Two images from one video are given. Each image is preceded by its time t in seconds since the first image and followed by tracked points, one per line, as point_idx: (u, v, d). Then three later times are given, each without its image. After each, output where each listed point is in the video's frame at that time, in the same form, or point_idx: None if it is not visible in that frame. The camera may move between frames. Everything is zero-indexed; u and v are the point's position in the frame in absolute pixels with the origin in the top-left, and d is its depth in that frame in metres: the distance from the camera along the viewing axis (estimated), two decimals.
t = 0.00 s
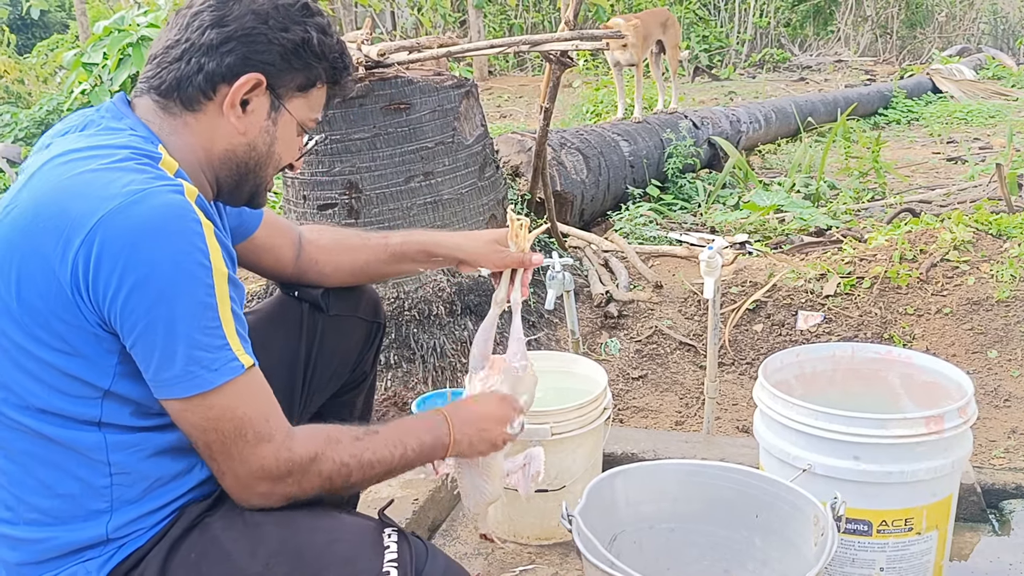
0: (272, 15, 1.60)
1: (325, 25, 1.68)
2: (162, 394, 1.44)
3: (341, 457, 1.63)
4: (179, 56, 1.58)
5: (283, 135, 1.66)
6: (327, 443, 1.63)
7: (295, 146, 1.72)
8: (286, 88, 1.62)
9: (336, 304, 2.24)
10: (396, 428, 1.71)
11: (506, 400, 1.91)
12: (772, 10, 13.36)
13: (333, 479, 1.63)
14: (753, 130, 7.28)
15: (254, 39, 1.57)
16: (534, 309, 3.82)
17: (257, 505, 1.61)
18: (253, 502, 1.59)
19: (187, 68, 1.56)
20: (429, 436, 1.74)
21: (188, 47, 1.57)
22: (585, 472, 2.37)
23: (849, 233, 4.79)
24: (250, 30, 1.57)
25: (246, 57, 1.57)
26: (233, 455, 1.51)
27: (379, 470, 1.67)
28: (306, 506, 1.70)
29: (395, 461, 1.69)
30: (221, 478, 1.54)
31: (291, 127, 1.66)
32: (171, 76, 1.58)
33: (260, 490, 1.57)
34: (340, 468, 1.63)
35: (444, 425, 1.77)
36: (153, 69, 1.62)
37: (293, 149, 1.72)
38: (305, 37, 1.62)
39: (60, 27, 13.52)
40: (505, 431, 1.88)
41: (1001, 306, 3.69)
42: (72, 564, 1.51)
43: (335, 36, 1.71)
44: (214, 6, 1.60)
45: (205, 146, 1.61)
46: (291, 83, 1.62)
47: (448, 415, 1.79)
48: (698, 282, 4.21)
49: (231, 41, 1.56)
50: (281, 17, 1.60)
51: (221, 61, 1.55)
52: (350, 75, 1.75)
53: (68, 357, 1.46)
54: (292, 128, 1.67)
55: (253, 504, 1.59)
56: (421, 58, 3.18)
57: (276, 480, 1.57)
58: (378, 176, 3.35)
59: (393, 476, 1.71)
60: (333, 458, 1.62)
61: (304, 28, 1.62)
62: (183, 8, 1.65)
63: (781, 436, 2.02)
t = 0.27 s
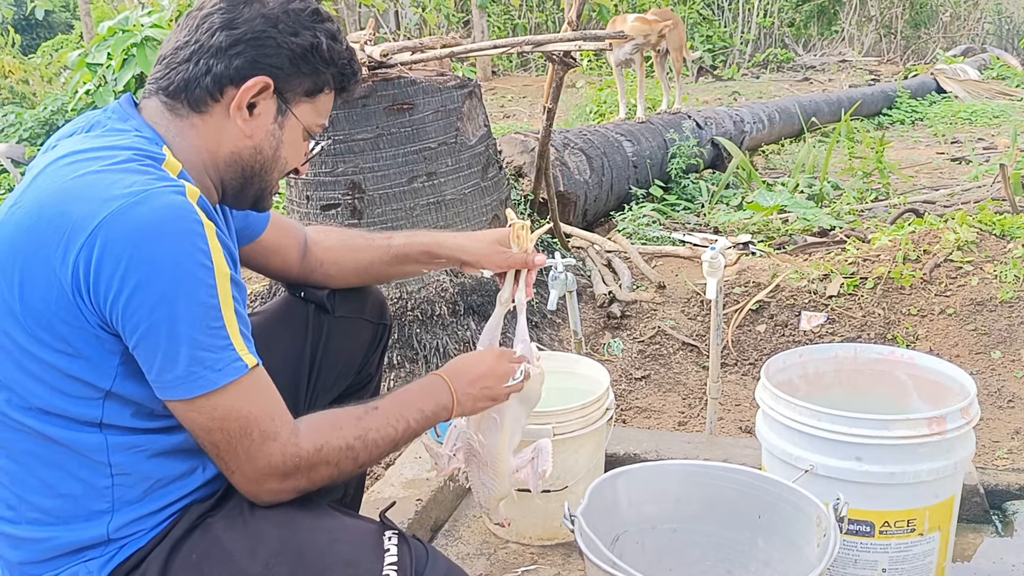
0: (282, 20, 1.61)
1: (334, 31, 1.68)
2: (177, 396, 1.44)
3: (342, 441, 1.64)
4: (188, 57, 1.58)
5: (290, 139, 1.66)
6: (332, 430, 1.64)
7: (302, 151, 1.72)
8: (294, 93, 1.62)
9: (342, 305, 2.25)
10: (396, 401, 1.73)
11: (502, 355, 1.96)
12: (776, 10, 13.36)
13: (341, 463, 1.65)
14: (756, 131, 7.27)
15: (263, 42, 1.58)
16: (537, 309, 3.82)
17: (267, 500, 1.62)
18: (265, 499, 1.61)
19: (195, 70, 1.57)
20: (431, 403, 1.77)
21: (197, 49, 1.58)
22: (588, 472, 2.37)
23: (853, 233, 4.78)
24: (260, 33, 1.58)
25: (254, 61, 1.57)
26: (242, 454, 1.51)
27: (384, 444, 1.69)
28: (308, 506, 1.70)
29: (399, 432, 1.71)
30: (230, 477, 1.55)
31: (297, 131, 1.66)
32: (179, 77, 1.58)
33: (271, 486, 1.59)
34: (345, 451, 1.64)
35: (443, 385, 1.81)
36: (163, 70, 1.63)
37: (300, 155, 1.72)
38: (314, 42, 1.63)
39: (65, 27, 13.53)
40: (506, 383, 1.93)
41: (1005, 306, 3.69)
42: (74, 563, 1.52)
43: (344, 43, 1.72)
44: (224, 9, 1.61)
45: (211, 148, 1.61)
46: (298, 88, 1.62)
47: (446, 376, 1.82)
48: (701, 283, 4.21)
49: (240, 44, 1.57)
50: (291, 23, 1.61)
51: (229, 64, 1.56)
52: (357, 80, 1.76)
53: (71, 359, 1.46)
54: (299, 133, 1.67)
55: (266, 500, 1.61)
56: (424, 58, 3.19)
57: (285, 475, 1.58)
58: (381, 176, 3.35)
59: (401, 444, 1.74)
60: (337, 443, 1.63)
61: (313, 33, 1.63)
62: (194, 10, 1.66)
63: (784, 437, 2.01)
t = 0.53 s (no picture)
0: (289, 22, 1.61)
1: (339, 34, 1.69)
2: (174, 392, 1.44)
3: (350, 446, 1.63)
4: (195, 58, 1.59)
5: (295, 141, 1.67)
6: (324, 451, 1.60)
7: (306, 153, 1.73)
8: (299, 94, 1.63)
9: (345, 304, 2.25)
10: (398, 437, 1.67)
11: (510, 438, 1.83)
12: (779, 11, 13.35)
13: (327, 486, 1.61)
14: (758, 131, 7.26)
15: (269, 44, 1.58)
16: (539, 310, 3.82)
17: (249, 506, 1.58)
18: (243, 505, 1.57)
19: (202, 71, 1.57)
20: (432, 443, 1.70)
21: (204, 50, 1.58)
22: (590, 474, 2.37)
23: (854, 234, 4.78)
24: (267, 35, 1.58)
25: (261, 62, 1.57)
26: (227, 459, 1.49)
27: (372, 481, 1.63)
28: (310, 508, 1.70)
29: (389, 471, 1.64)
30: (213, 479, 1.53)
31: (302, 133, 1.67)
32: (186, 78, 1.59)
33: (249, 495, 1.56)
34: (335, 476, 1.60)
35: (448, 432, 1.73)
36: (168, 71, 1.63)
37: (304, 156, 1.73)
38: (320, 45, 1.63)
39: (67, 29, 13.53)
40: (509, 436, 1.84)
41: (1007, 307, 3.68)
42: (79, 567, 1.52)
43: (349, 46, 1.73)
44: (231, 10, 1.61)
45: (217, 149, 1.61)
46: (303, 90, 1.63)
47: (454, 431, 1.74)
48: (703, 284, 4.21)
49: (247, 46, 1.57)
50: (298, 25, 1.62)
51: (236, 65, 1.56)
52: (360, 84, 1.77)
53: (79, 358, 1.47)
54: (304, 134, 1.68)
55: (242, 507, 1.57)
56: (427, 59, 3.20)
57: (267, 484, 1.55)
58: (384, 177, 3.36)
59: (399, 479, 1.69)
60: (329, 467, 1.59)
61: (319, 36, 1.64)
62: (200, 11, 1.66)
63: (784, 438, 2.02)
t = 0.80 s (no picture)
0: (293, 25, 1.62)
1: (343, 37, 1.70)
2: (152, 400, 1.42)
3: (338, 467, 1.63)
4: (200, 61, 1.59)
5: (299, 143, 1.67)
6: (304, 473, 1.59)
7: (310, 156, 1.73)
8: (304, 97, 1.63)
9: (342, 304, 2.24)
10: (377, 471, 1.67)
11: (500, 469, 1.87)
12: (780, 12, 13.35)
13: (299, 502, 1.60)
14: (759, 132, 7.27)
15: (274, 48, 1.59)
16: (540, 312, 3.83)
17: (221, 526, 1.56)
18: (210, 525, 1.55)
19: (207, 74, 1.57)
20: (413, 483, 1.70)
21: (209, 54, 1.58)
22: (590, 475, 2.37)
23: (856, 235, 4.78)
24: (271, 38, 1.59)
25: (265, 65, 1.58)
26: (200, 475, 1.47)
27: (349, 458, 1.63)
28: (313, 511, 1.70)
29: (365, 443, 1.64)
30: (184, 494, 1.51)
31: (306, 136, 1.67)
32: (191, 81, 1.59)
33: (218, 516, 1.53)
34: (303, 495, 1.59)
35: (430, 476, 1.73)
36: (174, 74, 1.64)
37: (308, 158, 1.73)
38: (324, 47, 1.64)
39: (69, 30, 13.54)
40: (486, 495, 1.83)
41: (1009, 308, 3.68)
42: (87, 568, 1.53)
43: (352, 49, 1.73)
44: (236, 14, 1.62)
45: (222, 152, 1.62)
46: (308, 93, 1.63)
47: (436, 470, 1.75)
48: (704, 285, 4.21)
49: (252, 49, 1.57)
50: (302, 28, 1.62)
51: (241, 68, 1.56)
52: (365, 87, 1.78)
53: (83, 360, 1.46)
54: (308, 136, 1.68)
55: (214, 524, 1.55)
56: (428, 61, 3.20)
57: (237, 504, 1.52)
58: (385, 179, 3.36)
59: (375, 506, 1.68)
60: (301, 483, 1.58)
61: (323, 39, 1.65)
62: (204, 15, 1.66)
63: (785, 439, 2.02)
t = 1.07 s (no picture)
0: (303, 33, 1.62)
1: (353, 49, 1.70)
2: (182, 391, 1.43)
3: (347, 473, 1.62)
4: (209, 64, 1.59)
5: (303, 150, 1.67)
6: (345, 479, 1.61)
7: (314, 164, 1.73)
8: (310, 106, 1.63)
9: (338, 302, 2.24)
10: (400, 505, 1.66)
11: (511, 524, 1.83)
12: (782, 12, 13.35)
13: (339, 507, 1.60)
14: (761, 133, 7.26)
15: (283, 54, 1.59)
16: (541, 312, 3.84)
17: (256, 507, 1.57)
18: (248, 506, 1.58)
19: (215, 78, 1.57)
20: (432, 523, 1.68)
21: (218, 57, 1.59)
22: (591, 475, 2.37)
23: (858, 236, 4.78)
24: (281, 45, 1.59)
25: (273, 72, 1.58)
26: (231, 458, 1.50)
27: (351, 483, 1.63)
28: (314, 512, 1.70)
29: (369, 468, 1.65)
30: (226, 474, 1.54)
31: (310, 145, 1.68)
32: (199, 84, 1.59)
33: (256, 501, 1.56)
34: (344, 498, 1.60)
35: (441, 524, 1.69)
36: (183, 76, 1.64)
37: (312, 166, 1.73)
38: (333, 57, 1.64)
39: (72, 31, 13.54)
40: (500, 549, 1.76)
41: (1011, 309, 3.68)
42: (79, 568, 1.53)
43: (363, 60, 1.73)
44: (248, 19, 1.63)
45: (226, 155, 1.62)
46: (315, 102, 1.63)
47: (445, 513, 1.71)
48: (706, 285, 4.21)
49: (261, 55, 1.57)
50: (312, 37, 1.62)
51: (248, 74, 1.56)
52: (372, 99, 1.78)
53: (86, 355, 1.47)
54: (312, 145, 1.68)
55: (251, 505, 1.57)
56: (429, 62, 3.21)
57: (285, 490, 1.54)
58: (387, 179, 3.36)
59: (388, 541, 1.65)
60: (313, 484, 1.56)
61: (333, 49, 1.65)
62: (219, 19, 1.67)
63: (786, 440, 2.02)
